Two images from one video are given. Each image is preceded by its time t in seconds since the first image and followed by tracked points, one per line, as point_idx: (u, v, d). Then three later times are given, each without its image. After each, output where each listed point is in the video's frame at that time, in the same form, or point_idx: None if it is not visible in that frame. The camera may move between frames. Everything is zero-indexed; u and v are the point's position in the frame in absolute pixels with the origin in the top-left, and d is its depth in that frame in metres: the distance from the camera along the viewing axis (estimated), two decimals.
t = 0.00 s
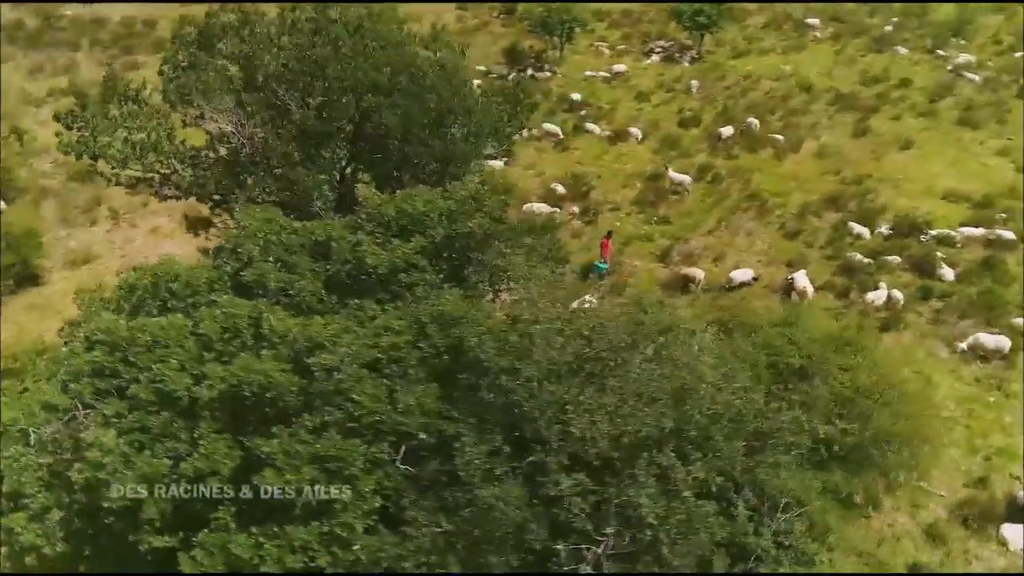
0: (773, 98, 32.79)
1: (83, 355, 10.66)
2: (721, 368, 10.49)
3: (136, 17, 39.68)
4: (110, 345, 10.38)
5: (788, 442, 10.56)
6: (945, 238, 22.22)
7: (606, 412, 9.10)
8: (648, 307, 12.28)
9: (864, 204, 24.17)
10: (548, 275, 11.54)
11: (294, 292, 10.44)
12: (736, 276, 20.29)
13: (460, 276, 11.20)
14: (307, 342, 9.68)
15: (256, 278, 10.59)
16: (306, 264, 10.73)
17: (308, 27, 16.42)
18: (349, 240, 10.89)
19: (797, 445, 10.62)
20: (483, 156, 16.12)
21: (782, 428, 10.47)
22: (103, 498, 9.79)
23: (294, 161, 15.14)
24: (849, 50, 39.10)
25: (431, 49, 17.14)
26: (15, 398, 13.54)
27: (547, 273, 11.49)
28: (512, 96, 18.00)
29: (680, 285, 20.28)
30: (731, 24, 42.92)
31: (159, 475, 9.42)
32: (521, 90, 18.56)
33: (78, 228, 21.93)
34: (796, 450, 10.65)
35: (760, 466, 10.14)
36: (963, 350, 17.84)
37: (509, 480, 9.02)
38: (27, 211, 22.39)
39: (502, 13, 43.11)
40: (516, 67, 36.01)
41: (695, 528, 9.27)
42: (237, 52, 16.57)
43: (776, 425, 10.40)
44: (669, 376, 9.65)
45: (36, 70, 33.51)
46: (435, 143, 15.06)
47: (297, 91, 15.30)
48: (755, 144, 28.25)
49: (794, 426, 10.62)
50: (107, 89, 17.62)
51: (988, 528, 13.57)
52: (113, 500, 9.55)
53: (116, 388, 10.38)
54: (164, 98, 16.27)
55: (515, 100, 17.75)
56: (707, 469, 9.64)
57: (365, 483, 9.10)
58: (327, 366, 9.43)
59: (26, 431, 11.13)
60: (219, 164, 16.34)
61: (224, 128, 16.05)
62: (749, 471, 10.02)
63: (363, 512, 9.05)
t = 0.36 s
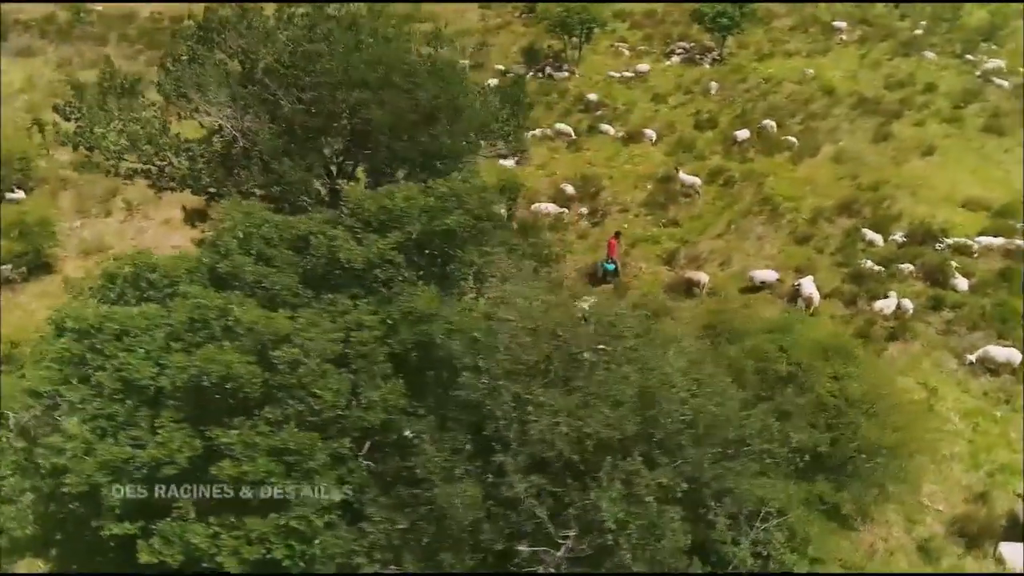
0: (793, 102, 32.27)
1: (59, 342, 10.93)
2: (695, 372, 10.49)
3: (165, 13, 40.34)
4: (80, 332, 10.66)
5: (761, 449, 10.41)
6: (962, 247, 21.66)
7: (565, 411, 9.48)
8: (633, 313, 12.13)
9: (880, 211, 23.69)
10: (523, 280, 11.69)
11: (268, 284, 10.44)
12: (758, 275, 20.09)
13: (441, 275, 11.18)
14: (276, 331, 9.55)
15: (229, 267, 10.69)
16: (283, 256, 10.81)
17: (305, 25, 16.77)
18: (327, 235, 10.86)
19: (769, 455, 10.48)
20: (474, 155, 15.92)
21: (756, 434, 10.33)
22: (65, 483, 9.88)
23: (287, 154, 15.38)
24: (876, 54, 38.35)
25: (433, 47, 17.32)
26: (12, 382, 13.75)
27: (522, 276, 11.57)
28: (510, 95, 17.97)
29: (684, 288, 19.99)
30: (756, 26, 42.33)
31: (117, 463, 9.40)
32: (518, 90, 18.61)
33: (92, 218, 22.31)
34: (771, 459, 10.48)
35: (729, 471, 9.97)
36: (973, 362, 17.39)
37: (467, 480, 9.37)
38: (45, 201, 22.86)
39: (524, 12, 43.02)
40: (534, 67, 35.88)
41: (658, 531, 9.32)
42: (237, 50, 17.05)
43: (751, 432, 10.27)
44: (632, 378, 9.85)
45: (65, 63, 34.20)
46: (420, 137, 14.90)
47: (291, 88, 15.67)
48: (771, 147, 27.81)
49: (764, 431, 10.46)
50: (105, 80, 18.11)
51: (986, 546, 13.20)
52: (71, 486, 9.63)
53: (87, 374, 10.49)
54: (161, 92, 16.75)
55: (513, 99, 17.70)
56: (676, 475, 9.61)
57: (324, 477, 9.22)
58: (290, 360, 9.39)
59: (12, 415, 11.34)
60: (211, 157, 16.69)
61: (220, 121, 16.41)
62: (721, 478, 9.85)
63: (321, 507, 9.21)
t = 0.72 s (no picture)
0: (806, 104, 31.83)
1: (22, 330, 10.94)
2: (665, 376, 10.37)
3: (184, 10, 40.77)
4: (41, 322, 10.66)
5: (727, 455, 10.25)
6: (969, 254, 21.23)
7: (525, 410, 9.46)
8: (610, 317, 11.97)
9: (887, 216, 23.29)
10: (497, 279, 11.54)
11: (235, 279, 10.56)
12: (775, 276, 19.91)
13: (409, 273, 11.19)
14: (238, 326, 9.70)
15: (199, 262, 10.78)
16: (256, 252, 10.87)
17: (295, 26, 17.06)
18: (300, 231, 10.95)
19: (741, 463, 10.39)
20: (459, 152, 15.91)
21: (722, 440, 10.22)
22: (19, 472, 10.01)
23: (274, 147, 15.23)
24: (893, 57, 37.72)
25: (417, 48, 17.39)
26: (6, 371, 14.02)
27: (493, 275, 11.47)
28: (501, 97, 18.04)
29: (682, 292, 19.79)
30: (772, 28, 41.82)
31: (69, 453, 9.55)
32: (508, 92, 18.68)
33: (99, 211, 22.59)
34: (739, 466, 10.37)
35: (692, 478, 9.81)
36: (973, 372, 17.04)
37: (421, 481, 9.42)
38: (54, 193, 23.22)
39: (539, 12, 42.89)
40: (545, 66, 35.74)
41: (613, 537, 9.24)
42: (226, 47, 17.14)
43: (717, 440, 10.08)
44: (596, 381, 9.79)
45: (82, 59, 34.64)
46: (402, 134, 15.00)
47: (278, 85, 15.76)
48: (780, 151, 27.48)
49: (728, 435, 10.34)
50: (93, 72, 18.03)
51: (975, 560, 12.96)
52: (25, 474, 9.82)
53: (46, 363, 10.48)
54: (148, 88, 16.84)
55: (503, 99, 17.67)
56: (636, 481, 9.54)
57: (279, 473, 9.54)
58: (247, 356, 9.57)
59: None
60: (197, 150, 16.52)
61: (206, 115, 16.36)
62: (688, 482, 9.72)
63: (269, 502, 9.54)
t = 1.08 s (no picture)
0: (818, 108, 31.39)
1: None
2: (632, 379, 10.31)
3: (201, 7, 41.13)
4: (13, 315, 11.16)
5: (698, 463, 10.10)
6: (977, 262, 20.78)
7: (482, 409, 9.42)
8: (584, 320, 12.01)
9: (894, 221, 22.88)
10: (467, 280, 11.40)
11: (203, 273, 10.89)
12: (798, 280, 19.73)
13: (377, 267, 11.27)
14: (195, 323, 9.98)
15: (172, 256, 11.11)
16: (230, 247, 11.16)
17: (283, 23, 17.26)
18: (273, 227, 11.25)
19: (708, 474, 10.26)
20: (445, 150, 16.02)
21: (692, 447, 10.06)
22: None
23: (260, 147, 15.59)
24: (911, 60, 37.07)
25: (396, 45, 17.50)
26: None
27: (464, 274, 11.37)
28: (492, 94, 18.04)
29: (679, 296, 19.60)
30: (788, 30, 41.30)
31: (27, 441, 9.82)
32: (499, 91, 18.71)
33: (105, 205, 22.78)
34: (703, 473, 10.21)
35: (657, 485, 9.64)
36: (973, 382, 16.69)
37: (380, 480, 9.46)
38: (61, 186, 23.48)
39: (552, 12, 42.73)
40: (556, 66, 35.62)
41: (569, 542, 9.19)
42: (215, 42, 17.30)
43: (686, 447, 9.90)
44: (560, 382, 9.72)
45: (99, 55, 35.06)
46: (384, 132, 15.21)
47: (263, 80, 15.89)
48: (788, 154, 27.14)
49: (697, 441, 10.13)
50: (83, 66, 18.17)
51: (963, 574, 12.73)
52: None
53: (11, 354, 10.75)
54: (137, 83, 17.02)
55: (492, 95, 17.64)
56: (598, 488, 9.41)
57: (235, 470, 9.68)
58: (206, 350, 9.82)
59: None
60: (184, 147, 16.67)
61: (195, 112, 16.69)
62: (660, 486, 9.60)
63: (223, 497, 9.66)
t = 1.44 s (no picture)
0: (831, 111, 30.90)
1: None
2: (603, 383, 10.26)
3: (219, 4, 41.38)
4: None
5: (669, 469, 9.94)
6: (986, 270, 20.32)
7: (436, 410, 9.56)
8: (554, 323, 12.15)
9: (902, 228, 22.44)
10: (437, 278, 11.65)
11: (173, 268, 11.08)
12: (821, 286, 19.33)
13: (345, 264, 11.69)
14: (164, 318, 10.14)
15: (148, 250, 11.32)
16: (205, 242, 11.49)
17: (272, 20, 17.55)
18: (248, 223, 11.56)
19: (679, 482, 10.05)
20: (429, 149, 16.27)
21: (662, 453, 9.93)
22: None
23: (244, 144, 15.71)
24: (930, 63, 36.38)
25: (385, 43, 17.73)
26: None
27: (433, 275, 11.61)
28: (482, 92, 18.19)
29: (677, 299, 19.37)
30: (805, 32, 40.74)
31: None
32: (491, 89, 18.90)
33: (112, 199, 22.91)
34: (671, 480, 9.93)
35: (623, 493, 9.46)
36: (974, 394, 16.30)
37: (338, 479, 9.50)
38: (71, 179, 23.68)
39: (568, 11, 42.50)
40: (568, 67, 35.43)
41: (525, 544, 8.98)
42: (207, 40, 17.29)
43: (657, 454, 9.79)
44: (521, 383, 9.75)
45: (116, 50, 35.41)
46: (366, 130, 15.38)
47: (249, 79, 16.17)
48: (798, 158, 26.76)
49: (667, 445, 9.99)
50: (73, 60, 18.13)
51: None
52: None
53: None
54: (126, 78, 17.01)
55: (484, 93, 17.81)
56: (555, 492, 9.32)
57: (192, 466, 9.52)
58: (167, 344, 9.91)
59: None
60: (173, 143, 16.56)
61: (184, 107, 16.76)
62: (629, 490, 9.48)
63: (181, 493, 9.45)
